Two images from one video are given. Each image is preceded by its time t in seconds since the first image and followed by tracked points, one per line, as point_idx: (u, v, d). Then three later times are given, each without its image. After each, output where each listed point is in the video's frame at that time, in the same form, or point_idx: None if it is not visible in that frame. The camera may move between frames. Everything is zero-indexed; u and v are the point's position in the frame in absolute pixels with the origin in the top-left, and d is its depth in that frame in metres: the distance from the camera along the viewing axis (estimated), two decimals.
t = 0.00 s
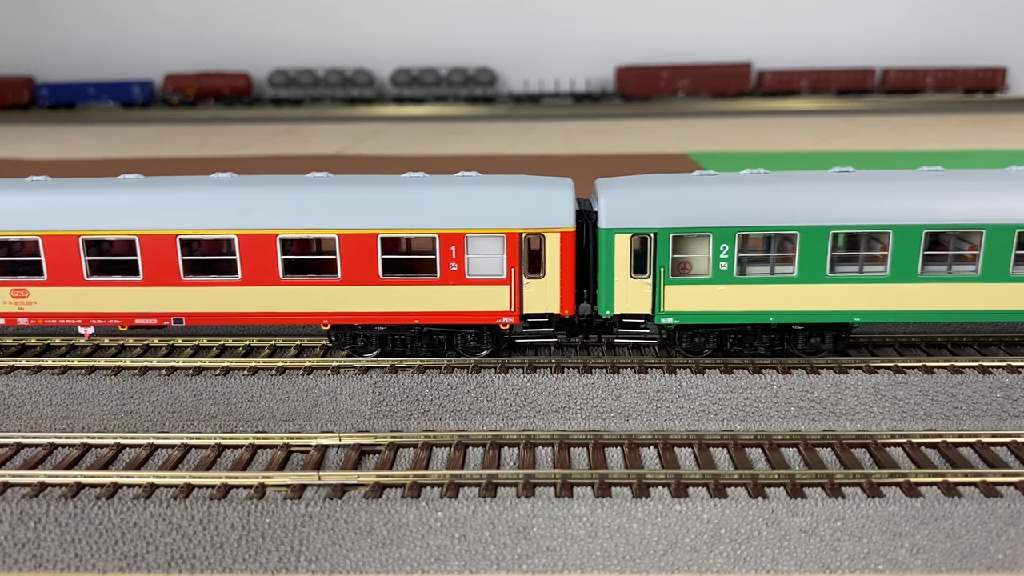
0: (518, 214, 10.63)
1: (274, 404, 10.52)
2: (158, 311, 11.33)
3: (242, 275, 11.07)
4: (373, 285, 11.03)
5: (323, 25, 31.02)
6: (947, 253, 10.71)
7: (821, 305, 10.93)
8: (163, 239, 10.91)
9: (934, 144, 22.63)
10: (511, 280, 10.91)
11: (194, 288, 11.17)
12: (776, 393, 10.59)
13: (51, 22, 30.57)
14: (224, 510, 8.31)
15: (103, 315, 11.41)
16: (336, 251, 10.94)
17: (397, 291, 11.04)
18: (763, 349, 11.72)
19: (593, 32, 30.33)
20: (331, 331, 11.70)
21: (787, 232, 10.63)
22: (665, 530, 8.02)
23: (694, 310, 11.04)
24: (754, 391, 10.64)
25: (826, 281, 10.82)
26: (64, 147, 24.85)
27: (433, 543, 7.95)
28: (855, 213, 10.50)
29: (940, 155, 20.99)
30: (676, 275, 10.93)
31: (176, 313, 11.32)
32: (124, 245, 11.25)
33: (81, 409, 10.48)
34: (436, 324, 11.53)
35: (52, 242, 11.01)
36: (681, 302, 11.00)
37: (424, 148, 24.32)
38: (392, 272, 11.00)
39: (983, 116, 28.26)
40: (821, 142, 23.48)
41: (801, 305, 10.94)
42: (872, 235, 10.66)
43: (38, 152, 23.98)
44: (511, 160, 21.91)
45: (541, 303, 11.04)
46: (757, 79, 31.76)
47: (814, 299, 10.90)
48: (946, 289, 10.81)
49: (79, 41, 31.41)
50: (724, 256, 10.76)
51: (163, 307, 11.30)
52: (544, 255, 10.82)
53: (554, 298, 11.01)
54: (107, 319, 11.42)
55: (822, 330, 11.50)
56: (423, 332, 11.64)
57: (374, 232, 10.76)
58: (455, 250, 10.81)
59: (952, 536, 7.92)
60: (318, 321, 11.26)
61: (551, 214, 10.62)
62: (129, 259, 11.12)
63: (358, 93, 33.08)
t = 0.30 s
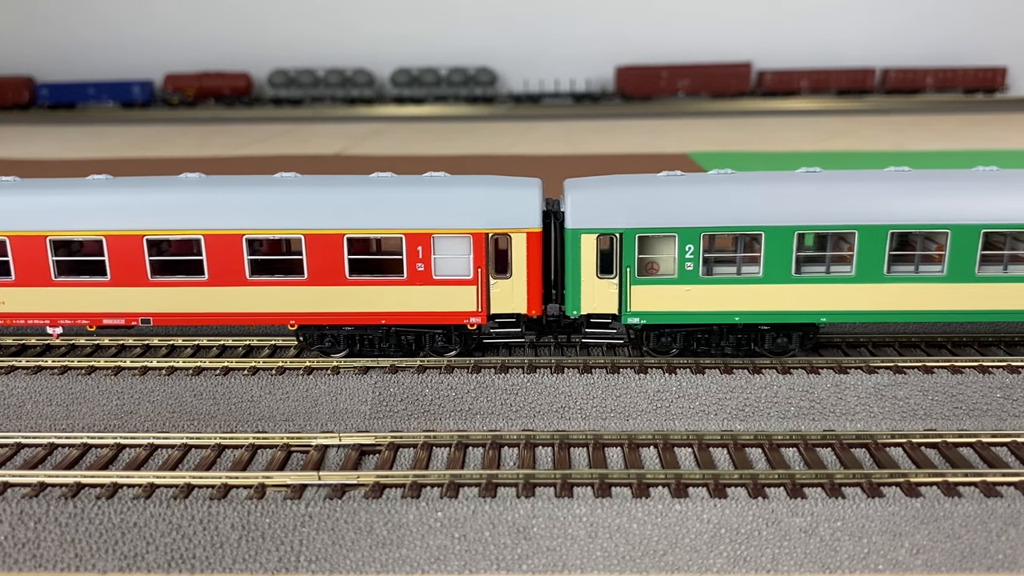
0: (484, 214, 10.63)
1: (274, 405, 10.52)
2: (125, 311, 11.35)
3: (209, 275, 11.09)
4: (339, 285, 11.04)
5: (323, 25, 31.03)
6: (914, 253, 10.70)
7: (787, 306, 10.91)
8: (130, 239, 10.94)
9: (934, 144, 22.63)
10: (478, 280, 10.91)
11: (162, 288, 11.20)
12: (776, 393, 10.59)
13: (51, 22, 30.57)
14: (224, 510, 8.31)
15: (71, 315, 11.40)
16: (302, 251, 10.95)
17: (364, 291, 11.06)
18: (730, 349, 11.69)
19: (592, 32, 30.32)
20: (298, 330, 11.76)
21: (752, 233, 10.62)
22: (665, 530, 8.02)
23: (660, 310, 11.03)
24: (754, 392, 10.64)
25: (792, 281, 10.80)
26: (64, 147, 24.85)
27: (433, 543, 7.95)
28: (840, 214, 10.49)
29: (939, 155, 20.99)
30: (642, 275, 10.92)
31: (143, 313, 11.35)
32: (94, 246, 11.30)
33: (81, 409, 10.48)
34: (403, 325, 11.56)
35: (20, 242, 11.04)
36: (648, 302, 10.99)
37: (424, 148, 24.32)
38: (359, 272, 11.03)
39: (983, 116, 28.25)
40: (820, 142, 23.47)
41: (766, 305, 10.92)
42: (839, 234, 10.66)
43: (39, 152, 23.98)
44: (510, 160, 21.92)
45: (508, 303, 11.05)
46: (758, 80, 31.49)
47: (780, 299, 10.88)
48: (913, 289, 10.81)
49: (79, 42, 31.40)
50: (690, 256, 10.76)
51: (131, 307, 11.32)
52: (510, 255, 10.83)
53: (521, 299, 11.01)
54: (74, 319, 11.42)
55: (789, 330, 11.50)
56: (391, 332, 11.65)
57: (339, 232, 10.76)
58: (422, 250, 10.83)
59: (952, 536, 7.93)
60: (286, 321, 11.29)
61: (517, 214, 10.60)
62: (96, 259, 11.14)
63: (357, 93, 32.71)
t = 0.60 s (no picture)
0: (453, 214, 10.64)
1: (275, 404, 10.52)
2: (97, 311, 11.38)
3: (180, 276, 11.11)
4: (309, 285, 11.07)
5: (323, 25, 31.05)
6: (884, 254, 10.71)
7: (756, 305, 10.93)
8: (100, 239, 10.95)
9: (934, 144, 22.62)
10: (449, 281, 10.94)
11: (133, 288, 11.22)
12: (776, 393, 10.59)
13: (51, 22, 30.57)
14: (224, 510, 8.31)
15: (42, 315, 11.42)
16: (272, 252, 10.96)
17: (334, 291, 11.08)
18: (701, 349, 11.70)
19: (591, 32, 30.31)
20: (270, 331, 11.77)
21: (721, 233, 10.62)
22: (665, 530, 8.02)
23: (630, 310, 11.06)
24: (754, 391, 10.64)
25: (763, 281, 10.81)
26: (65, 147, 24.87)
27: (433, 543, 7.95)
28: (815, 214, 10.47)
29: (939, 154, 20.98)
30: (611, 275, 10.94)
31: (115, 313, 11.38)
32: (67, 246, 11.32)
33: (81, 409, 10.48)
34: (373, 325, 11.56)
35: None
36: (618, 302, 11.02)
37: (423, 147, 24.32)
38: (329, 272, 11.06)
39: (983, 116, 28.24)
40: (820, 142, 23.46)
41: (735, 305, 10.94)
42: (808, 235, 10.66)
43: (39, 151, 23.98)
44: (509, 160, 21.92)
45: (479, 303, 11.06)
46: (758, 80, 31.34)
47: (749, 299, 10.90)
48: (882, 289, 10.81)
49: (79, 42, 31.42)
50: (659, 256, 10.77)
51: (102, 307, 11.35)
52: (481, 256, 10.85)
53: (492, 299, 11.03)
54: (45, 319, 11.44)
55: (759, 330, 11.47)
56: (362, 333, 11.65)
57: (310, 233, 10.77)
58: (392, 251, 10.85)
59: (952, 535, 7.92)
60: (256, 322, 11.30)
61: (487, 215, 10.62)
62: (67, 259, 11.16)
63: (358, 94, 32.44)
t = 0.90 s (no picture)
0: (428, 215, 10.71)
1: (275, 404, 10.52)
2: (72, 311, 11.41)
3: (155, 276, 11.15)
4: (284, 285, 11.10)
5: (323, 25, 31.07)
6: (859, 254, 10.74)
7: (731, 305, 10.94)
8: (75, 239, 10.99)
9: (933, 144, 22.62)
10: (424, 281, 10.99)
11: (109, 288, 11.25)
12: (776, 393, 10.59)
13: (51, 22, 30.58)
14: (224, 510, 8.31)
15: (19, 314, 11.46)
16: (247, 252, 11.00)
17: (310, 292, 11.12)
18: (676, 349, 11.70)
19: (591, 32, 30.33)
20: (246, 330, 11.74)
21: (695, 233, 10.62)
22: (665, 530, 8.02)
23: (605, 310, 11.07)
24: (754, 391, 10.64)
25: (736, 281, 10.82)
26: (65, 147, 24.88)
27: (433, 543, 7.95)
28: (789, 215, 10.50)
29: (939, 155, 20.98)
30: (587, 276, 10.95)
31: (91, 313, 11.41)
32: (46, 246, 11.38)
33: (81, 409, 10.48)
34: (349, 326, 11.57)
35: None
36: (592, 303, 11.03)
37: (422, 148, 24.32)
38: (304, 273, 11.09)
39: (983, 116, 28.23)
40: (820, 142, 23.47)
41: (709, 305, 10.96)
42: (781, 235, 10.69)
43: (39, 151, 23.98)
44: (509, 160, 21.92)
45: (454, 303, 11.10)
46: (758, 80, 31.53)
47: (724, 298, 10.91)
48: (856, 289, 10.82)
49: (78, 42, 31.42)
50: (634, 257, 10.79)
51: (78, 307, 11.39)
52: (456, 256, 10.90)
53: (468, 299, 11.07)
54: (22, 319, 11.48)
55: (734, 330, 11.46)
56: (338, 333, 11.66)
57: (284, 233, 10.82)
58: (367, 251, 10.90)
59: (952, 536, 7.92)
60: (232, 322, 11.32)
61: (461, 215, 10.68)
62: (42, 258, 11.19)
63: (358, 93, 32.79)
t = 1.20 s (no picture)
0: (407, 214, 10.72)
1: (275, 404, 10.52)
2: (53, 311, 11.41)
3: (135, 276, 11.16)
4: (264, 285, 11.11)
5: (322, 25, 31.08)
6: (840, 253, 10.72)
7: (710, 305, 10.96)
8: (56, 240, 10.99)
9: (933, 144, 22.61)
10: (404, 281, 11.00)
11: (91, 288, 11.27)
12: (776, 393, 10.59)
13: (51, 22, 30.57)
14: (224, 510, 8.31)
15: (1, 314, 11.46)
16: (227, 252, 11.00)
17: (291, 291, 11.13)
18: (657, 349, 11.70)
19: (591, 32, 30.33)
20: (226, 331, 11.74)
21: (674, 233, 10.63)
22: (665, 530, 8.02)
23: (585, 310, 11.08)
24: (755, 391, 10.64)
25: (715, 281, 10.83)
26: (65, 147, 24.89)
27: (433, 543, 7.95)
28: (769, 215, 10.50)
29: (938, 155, 20.98)
30: (566, 276, 10.94)
31: (72, 313, 11.42)
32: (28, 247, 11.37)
33: (81, 409, 10.47)
34: (331, 326, 11.57)
35: None
36: (572, 303, 11.03)
37: (422, 147, 24.32)
38: (284, 272, 11.10)
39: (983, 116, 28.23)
40: (819, 142, 23.46)
41: (689, 305, 10.96)
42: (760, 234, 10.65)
43: (39, 151, 23.98)
44: (509, 160, 21.92)
45: (435, 303, 11.11)
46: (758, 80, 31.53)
47: (703, 298, 10.92)
48: (837, 289, 10.82)
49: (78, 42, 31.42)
50: (614, 256, 10.78)
51: (58, 307, 11.39)
52: (436, 256, 10.90)
53: (448, 298, 11.08)
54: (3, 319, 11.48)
55: (714, 330, 11.46)
56: (319, 334, 11.66)
57: (264, 234, 10.83)
58: (347, 251, 10.90)
59: (952, 536, 7.92)
60: (212, 322, 11.32)
61: (440, 215, 10.69)
62: (23, 258, 11.19)
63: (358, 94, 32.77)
